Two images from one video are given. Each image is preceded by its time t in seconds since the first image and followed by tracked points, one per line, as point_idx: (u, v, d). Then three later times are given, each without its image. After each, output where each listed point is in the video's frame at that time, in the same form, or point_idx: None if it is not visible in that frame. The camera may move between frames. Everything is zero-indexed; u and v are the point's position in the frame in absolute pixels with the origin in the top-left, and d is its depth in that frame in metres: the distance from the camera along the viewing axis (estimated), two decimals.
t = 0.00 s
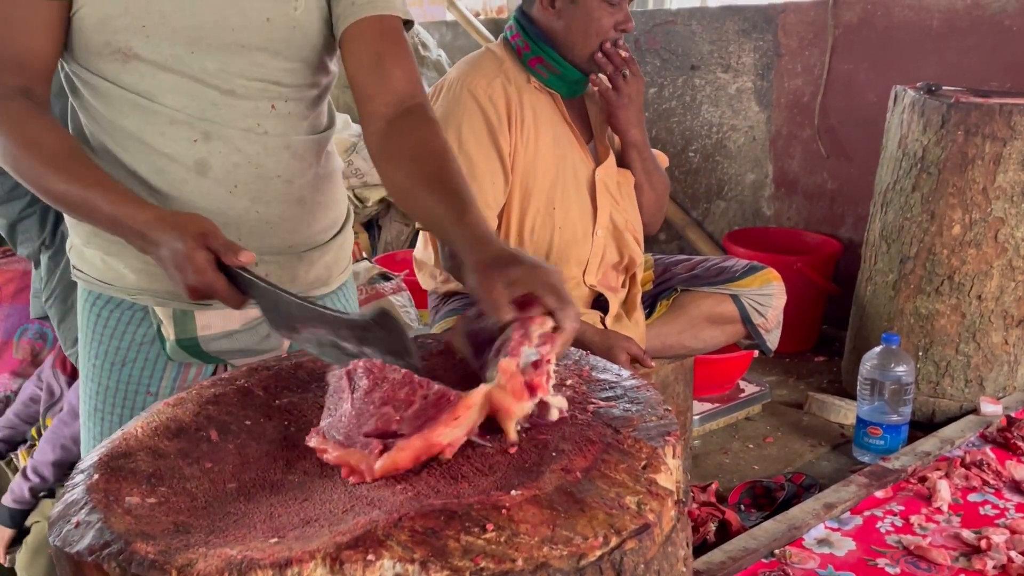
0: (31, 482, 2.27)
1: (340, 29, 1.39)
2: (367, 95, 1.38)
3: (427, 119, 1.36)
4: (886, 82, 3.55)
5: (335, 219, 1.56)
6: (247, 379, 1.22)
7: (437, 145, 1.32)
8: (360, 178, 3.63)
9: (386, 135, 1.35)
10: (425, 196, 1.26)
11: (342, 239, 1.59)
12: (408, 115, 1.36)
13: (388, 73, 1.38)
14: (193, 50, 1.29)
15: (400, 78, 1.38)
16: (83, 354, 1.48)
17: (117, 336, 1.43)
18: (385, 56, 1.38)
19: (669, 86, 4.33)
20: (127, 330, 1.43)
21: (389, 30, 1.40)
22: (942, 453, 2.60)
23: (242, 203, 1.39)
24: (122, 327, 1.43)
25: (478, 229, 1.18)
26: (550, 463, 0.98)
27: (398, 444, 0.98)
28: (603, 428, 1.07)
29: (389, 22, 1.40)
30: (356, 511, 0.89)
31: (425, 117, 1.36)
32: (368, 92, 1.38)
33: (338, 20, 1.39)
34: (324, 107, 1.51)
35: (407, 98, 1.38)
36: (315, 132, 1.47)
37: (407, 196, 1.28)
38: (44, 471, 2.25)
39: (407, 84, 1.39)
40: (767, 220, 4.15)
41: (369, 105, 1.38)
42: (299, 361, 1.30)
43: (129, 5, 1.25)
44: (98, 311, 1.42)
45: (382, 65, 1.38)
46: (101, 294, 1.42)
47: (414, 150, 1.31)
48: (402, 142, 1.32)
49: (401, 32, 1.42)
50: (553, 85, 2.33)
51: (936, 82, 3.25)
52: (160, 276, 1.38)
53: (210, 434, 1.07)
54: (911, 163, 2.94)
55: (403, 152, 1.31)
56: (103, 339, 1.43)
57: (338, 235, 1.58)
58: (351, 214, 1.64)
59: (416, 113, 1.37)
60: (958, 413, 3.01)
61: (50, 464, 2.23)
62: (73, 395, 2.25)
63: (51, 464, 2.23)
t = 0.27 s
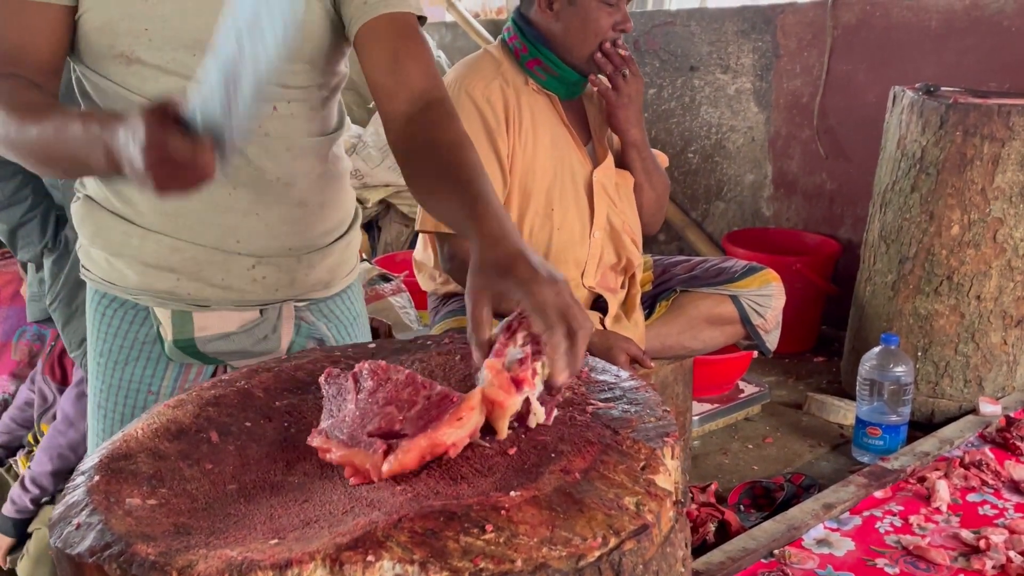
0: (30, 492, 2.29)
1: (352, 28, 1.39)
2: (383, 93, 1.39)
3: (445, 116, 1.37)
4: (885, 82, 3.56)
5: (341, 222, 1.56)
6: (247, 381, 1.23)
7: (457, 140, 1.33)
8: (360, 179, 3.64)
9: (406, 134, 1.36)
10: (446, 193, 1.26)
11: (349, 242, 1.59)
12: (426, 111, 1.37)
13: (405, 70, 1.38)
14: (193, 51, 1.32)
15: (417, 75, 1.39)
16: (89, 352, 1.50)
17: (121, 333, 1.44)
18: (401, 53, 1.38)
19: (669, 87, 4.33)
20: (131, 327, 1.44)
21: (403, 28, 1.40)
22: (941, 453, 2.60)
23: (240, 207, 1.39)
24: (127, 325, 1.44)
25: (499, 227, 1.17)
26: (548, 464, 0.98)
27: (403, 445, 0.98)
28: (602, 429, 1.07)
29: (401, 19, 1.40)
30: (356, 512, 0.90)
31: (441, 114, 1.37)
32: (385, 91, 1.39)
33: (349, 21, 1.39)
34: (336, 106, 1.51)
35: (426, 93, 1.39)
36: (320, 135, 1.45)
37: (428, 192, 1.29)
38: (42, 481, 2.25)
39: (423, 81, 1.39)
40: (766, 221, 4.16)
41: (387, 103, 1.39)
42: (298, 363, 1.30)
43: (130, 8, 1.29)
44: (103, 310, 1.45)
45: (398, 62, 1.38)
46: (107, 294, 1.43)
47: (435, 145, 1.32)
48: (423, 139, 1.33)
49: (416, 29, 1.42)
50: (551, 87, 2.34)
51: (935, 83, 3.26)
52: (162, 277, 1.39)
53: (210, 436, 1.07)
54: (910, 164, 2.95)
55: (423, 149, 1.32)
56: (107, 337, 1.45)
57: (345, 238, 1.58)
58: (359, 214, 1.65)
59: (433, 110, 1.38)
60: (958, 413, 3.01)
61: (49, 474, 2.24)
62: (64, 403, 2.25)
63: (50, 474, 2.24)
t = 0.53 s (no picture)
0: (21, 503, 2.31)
1: (364, 31, 1.42)
2: (389, 97, 1.44)
3: (450, 122, 1.42)
4: (884, 83, 3.56)
5: (348, 222, 1.57)
6: (247, 381, 1.23)
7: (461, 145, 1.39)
8: (359, 180, 3.64)
9: (415, 137, 1.41)
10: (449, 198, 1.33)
11: (356, 242, 1.60)
12: (432, 115, 1.42)
13: (410, 74, 1.43)
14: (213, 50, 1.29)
15: (423, 80, 1.43)
16: (98, 353, 1.49)
17: (133, 334, 1.44)
18: (409, 57, 1.42)
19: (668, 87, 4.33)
20: (143, 328, 1.44)
21: (412, 33, 1.43)
22: (940, 453, 2.60)
23: (256, 208, 1.39)
24: (138, 326, 1.43)
25: (497, 229, 1.24)
26: (548, 464, 0.98)
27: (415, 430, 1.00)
28: (601, 429, 1.07)
29: (411, 24, 1.43)
30: (355, 512, 0.90)
31: (446, 120, 1.42)
32: (393, 93, 1.43)
33: (361, 23, 1.42)
34: (342, 110, 1.53)
35: (430, 97, 1.44)
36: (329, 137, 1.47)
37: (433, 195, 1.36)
38: (33, 491, 2.27)
39: (428, 87, 1.44)
40: (766, 221, 4.16)
41: (394, 106, 1.43)
42: (298, 364, 1.30)
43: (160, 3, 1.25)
44: (114, 311, 1.44)
45: (404, 67, 1.42)
46: (118, 294, 1.43)
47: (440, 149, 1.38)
48: (429, 142, 1.39)
49: (424, 35, 1.45)
50: (545, 87, 2.33)
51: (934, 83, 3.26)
52: (174, 278, 1.38)
53: (210, 436, 1.07)
54: (909, 164, 2.95)
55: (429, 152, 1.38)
56: (118, 338, 1.45)
57: (352, 238, 1.58)
58: (366, 214, 1.65)
59: (439, 114, 1.43)
60: (957, 413, 3.02)
61: (38, 484, 2.25)
62: (50, 410, 2.27)
63: (39, 484, 2.25)
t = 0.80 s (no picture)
0: (24, 512, 2.30)
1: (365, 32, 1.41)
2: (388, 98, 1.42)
3: (452, 122, 1.39)
4: (884, 83, 3.56)
5: (350, 222, 1.57)
6: (244, 382, 1.23)
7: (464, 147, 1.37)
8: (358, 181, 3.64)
9: (416, 138, 1.38)
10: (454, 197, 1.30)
11: (356, 242, 1.59)
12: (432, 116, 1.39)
13: (412, 72, 1.40)
14: (229, 54, 1.31)
15: (425, 78, 1.41)
16: (97, 357, 1.49)
17: (134, 336, 1.44)
18: (409, 57, 1.40)
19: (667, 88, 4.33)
20: (144, 330, 1.44)
21: (412, 32, 1.41)
22: (940, 454, 2.60)
23: (260, 208, 1.40)
24: (139, 328, 1.43)
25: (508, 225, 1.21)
26: (546, 464, 0.98)
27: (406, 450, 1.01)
28: (598, 429, 1.07)
29: (411, 23, 1.42)
30: (353, 512, 0.90)
31: (448, 119, 1.40)
32: (393, 94, 1.41)
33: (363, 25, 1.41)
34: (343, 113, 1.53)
35: (433, 97, 1.41)
36: (334, 140, 1.48)
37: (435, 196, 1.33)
38: (37, 499, 2.28)
39: (429, 86, 1.41)
40: (765, 222, 4.16)
41: (394, 106, 1.41)
42: (296, 364, 1.30)
43: (176, 10, 1.26)
44: (114, 314, 1.44)
45: (407, 65, 1.40)
46: (119, 297, 1.43)
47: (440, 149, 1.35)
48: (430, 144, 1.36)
49: (425, 35, 1.44)
50: (544, 89, 2.33)
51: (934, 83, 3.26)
52: (172, 278, 1.38)
53: (208, 437, 1.07)
54: (908, 164, 2.95)
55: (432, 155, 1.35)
56: (118, 341, 1.45)
57: (353, 239, 1.58)
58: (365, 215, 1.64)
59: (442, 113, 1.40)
60: (957, 414, 3.01)
61: (42, 492, 2.26)
62: (47, 418, 2.28)
63: (43, 492, 2.26)
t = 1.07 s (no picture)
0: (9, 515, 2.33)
1: (380, 34, 1.45)
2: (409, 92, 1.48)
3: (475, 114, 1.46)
4: (883, 85, 3.56)
5: (345, 226, 1.57)
6: (244, 384, 1.22)
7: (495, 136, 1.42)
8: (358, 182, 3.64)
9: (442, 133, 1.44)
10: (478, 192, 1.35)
11: (353, 245, 1.59)
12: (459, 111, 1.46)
13: (435, 74, 1.46)
14: (221, 61, 1.31)
15: (445, 77, 1.47)
16: (91, 362, 1.49)
17: (126, 339, 1.44)
18: (433, 56, 1.47)
19: (667, 89, 4.33)
20: (136, 333, 1.44)
21: (428, 32, 1.48)
22: (940, 455, 2.60)
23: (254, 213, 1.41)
24: (132, 331, 1.44)
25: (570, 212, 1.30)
26: (546, 467, 0.98)
27: (399, 447, 0.97)
28: (598, 432, 1.07)
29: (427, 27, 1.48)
30: (353, 515, 0.90)
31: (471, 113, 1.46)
32: (417, 92, 1.47)
33: (376, 28, 1.45)
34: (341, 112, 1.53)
35: (456, 95, 1.48)
36: (331, 142, 1.49)
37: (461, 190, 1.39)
38: (22, 501, 2.30)
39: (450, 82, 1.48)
40: (765, 223, 4.16)
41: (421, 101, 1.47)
42: (296, 366, 1.30)
43: (161, 17, 1.26)
44: (106, 317, 1.44)
45: (430, 68, 1.46)
46: (113, 301, 1.43)
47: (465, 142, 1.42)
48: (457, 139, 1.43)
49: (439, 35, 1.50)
50: (548, 90, 2.34)
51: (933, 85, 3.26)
52: (170, 283, 1.38)
53: (208, 439, 1.07)
54: (908, 166, 2.95)
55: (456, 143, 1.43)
56: (112, 345, 1.45)
57: (349, 242, 1.58)
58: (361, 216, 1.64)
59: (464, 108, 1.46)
60: (957, 415, 3.01)
61: (27, 493, 2.29)
62: (35, 419, 2.30)
63: (28, 493, 2.29)
